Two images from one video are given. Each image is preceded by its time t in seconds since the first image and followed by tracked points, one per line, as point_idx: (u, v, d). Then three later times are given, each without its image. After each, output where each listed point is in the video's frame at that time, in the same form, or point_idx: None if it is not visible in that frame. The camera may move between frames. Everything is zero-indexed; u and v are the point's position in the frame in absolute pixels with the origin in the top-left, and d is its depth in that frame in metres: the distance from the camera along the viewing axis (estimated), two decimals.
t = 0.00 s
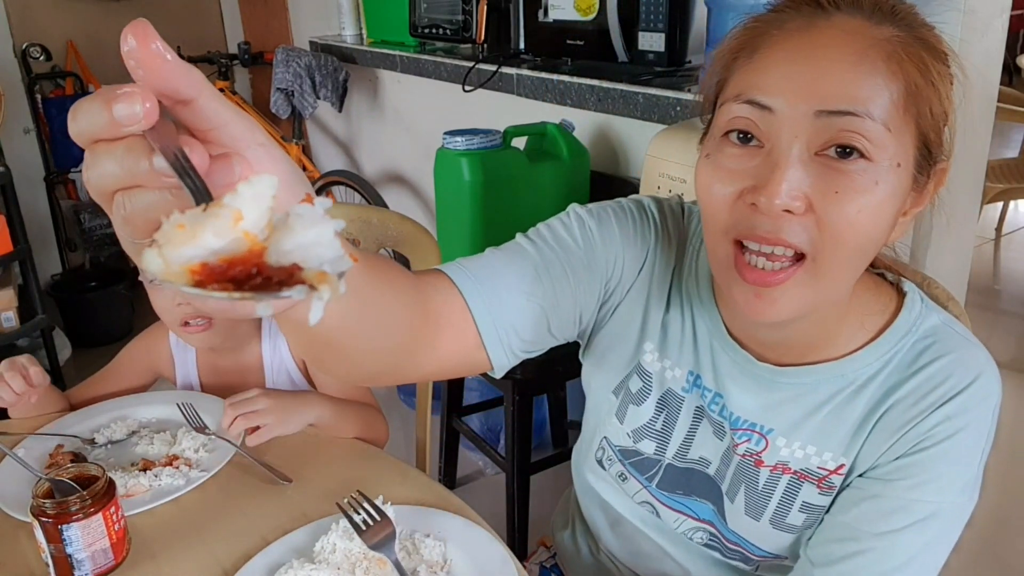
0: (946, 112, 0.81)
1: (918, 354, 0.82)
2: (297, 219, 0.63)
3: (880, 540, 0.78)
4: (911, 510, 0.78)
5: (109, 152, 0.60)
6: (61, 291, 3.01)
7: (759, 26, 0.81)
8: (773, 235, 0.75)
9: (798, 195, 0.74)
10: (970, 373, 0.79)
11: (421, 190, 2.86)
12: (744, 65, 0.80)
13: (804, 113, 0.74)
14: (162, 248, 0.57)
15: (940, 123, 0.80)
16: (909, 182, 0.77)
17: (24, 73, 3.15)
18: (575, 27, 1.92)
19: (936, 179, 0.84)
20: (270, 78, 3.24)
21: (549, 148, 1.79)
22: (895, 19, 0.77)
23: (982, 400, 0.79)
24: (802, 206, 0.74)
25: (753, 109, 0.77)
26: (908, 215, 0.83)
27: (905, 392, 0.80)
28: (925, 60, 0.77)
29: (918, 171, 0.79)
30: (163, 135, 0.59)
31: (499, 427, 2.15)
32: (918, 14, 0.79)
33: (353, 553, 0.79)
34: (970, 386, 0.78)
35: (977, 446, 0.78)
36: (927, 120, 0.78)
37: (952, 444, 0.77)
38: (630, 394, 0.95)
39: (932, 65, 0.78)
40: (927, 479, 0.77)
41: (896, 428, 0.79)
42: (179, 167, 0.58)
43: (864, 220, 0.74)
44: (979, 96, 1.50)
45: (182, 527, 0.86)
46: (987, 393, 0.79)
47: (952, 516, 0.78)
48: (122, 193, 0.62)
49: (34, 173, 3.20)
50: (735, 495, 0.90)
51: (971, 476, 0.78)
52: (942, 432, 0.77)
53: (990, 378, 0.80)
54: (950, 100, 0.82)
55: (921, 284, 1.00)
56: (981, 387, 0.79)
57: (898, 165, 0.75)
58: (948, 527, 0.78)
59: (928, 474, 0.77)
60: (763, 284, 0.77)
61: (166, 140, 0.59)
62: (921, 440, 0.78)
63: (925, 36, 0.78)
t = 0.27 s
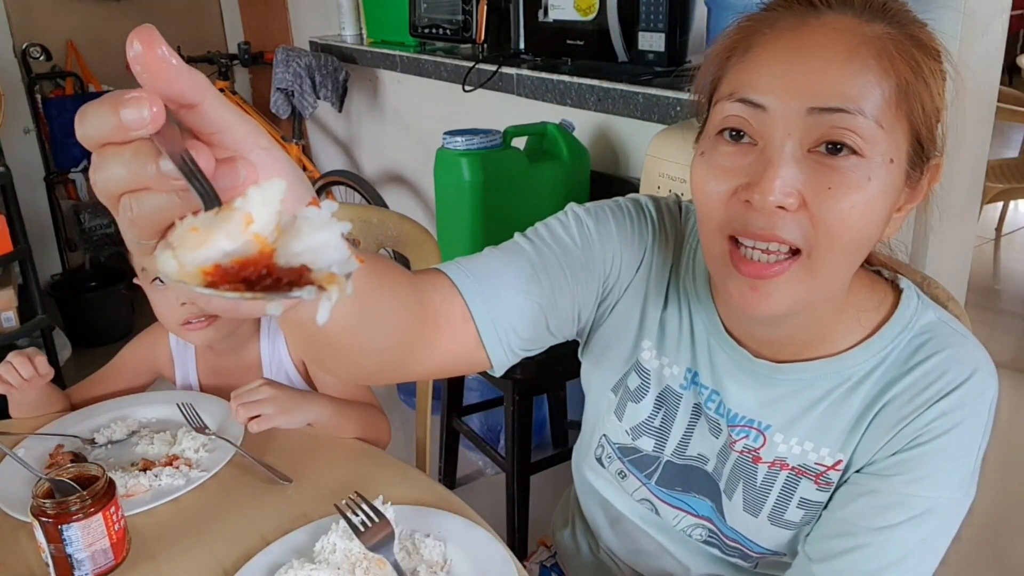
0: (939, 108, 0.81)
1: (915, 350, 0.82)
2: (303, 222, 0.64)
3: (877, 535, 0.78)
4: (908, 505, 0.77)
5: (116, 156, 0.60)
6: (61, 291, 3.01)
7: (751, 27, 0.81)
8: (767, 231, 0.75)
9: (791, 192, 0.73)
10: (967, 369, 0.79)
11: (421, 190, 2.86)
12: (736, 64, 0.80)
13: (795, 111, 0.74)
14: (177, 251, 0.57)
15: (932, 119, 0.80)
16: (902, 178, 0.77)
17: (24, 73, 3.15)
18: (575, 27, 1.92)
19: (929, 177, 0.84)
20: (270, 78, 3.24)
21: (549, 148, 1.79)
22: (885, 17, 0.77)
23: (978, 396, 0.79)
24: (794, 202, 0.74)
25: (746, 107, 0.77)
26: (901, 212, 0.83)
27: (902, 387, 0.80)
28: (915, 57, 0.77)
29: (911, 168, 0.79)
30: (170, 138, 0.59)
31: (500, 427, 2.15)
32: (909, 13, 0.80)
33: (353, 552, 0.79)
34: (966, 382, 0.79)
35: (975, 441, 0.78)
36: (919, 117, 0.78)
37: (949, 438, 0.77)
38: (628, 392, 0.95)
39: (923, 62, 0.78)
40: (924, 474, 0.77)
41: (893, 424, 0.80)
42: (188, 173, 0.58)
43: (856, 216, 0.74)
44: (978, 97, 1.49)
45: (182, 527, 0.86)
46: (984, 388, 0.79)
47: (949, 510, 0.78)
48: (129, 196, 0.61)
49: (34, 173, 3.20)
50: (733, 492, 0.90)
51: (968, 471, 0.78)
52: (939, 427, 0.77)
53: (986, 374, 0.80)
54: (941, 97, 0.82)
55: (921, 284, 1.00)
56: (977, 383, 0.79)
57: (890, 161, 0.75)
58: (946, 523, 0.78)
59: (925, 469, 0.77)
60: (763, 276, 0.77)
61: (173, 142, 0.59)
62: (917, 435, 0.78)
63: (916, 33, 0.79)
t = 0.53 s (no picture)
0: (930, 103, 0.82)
1: (910, 345, 0.82)
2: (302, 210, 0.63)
3: (873, 530, 0.78)
4: (904, 500, 0.77)
5: (117, 150, 0.61)
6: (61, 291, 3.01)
7: (742, 27, 0.82)
8: (758, 226, 0.75)
9: (781, 187, 0.73)
10: (962, 362, 0.79)
11: (421, 190, 2.86)
12: (727, 63, 0.80)
13: (785, 107, 0.74)
14: (179, 237, 0.58)
15: (922, 114, 0.80)
16: (892, 172, 0.77)
17: (24, 73, 3.15)
18: (575, 27, 1.92)
19: (920, 172, 0.85)
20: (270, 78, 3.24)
21: (549, 147, 1.79)
22: (873, 13, 0.78)
23: (974, 390, 0.79)
24: (785, 198, 0.74)
25: (737, 105, 0.77)
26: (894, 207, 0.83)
27: (897, 382, 0.80)
28: (904, 52, 0.78)
29: (902, 162, 0.79)
30: (169, 134, 0.60)
31: (500, 427, 2.15)
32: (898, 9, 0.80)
33: (353, 553, 0.78)
34: (961, 376, 0.78)
35: (970, 435, 0.78)
36: (910, 111, 0.79)
37: (942, 432, 0.77)
38: (625, 389, 0.95)
39: (912, 56, 0.78)
40: (918, 468, 0.77)
41: (889, 419, 0.79)
42: (184, 166, 0.58)
43: (847, 211, 0.74)
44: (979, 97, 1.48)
45: (182, 527, 0.86)
46: (979, 383, 0.79)
47: (945, 504, 0.78)
48: (129, 189, 0.62)
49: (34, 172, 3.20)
50: (731, 488, 0.90)
51: (964, 465, 0.78)
52: (934, 421, 0.77)
53: (981, 368, 0.80)
54: (931, 91, 0.82)
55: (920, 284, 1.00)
56: (973, 377, 0.79)
57: (881, 155, 0.75)
58: (942, 516, 0.78)
59: (921, 463, 0.77)
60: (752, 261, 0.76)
61: (171, 138, 0.60)
62: (913, 430, 0.78)
63: (905, 28, 0.79)
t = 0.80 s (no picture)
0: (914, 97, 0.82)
1: (901, 337, 0.82)
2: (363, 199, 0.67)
3: (868, 522, 0.78)
4: (898, 492, 0.78)
5: (159, 158, 0.61)
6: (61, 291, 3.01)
7: (728, 26, 0.82)
8: (744, 220, 0.75)
9: (767, 181, 0.73)
10: (952, 354, 0.80)
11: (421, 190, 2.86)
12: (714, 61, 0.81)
13: (770, 102, 0.74)
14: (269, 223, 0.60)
15: (906, 110, 0.81)
16: (877, 167, 0.78)
17: (24, 73, 3.15)
18: (575, 27, 1.92)
19: (906, 168, 0.85)
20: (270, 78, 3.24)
21: (549, 148, 1.79)
22: (856, 10, 0.78)
23: (965, 381, 0.79)
24: (771, 192, 0.74)
25: (723, 100, 0.77)
26: (879, 204, 0.84)
27: (888, 374, 0.80)
28: (887, 47, 0.78)
29: (887, 157, 0.79)
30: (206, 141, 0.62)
31: (499, 427, 2.15)
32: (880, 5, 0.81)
33: (354, 553, 0.79)
34: (951, 367, 0.79)
35: (962, 426, 0.78)
36: (894, 107, 0.79)
37: (934, 423, 0.77)
38: (617, 385, 0.95)
39: (895, 51, 0.79)
40: (910, 458, 0.77)
41: (881, 411, 0.80)
42: (235, 167, 0.59)
43: (832, 205, 0.74)
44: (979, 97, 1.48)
45: (182, 527, 0.86)
46: (970, 374, 0.79)
47: (939, 496, 0.78)
48: (168, 194, 0.62)
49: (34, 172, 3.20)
50: (727, 482, 0.89)
51: (957, 456, 0.78)
52: (925, 412, 0.78)
53: (971, 360, 0.80)
54: (915, 87, 0.83)
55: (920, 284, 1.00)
56: (963, 368, 0.79)
57: (865, 150, 0.76)
58: (937, 508, 0.78)
59: (914, 455, 0.77)
60: (740, 255, 0.76)
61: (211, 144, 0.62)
62: (905, 421, 0.78)
63: (888, 24, 0.80)
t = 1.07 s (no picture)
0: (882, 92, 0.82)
1: (882, 325, 0.83)
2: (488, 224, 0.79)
3: (857, 512, 0.77)
4: (885, 480, 0.76)
5: (257, 203, 0.68)
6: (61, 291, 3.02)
7: (702, 17, 0.83)
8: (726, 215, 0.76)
9: (727, 173, 0.74)
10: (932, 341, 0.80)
11: (421, 190, 2.86)
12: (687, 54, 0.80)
13: (731, 97, 0.75)
14: (438, 253, 0.73)
15: (874, 104, 0.80)
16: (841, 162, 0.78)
17: (24, 73, 3.15)
18: (575, 27, 1.92)
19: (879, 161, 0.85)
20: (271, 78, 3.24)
21: (549, 148, 1.79)
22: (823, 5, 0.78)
23: (946, 367, 0.79)
24: (732, 184, 0.74)
25: (690, 96, 0.77)
26: (851, 198, 0.84)
27: (869, 363, 0.81)
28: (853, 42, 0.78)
29: (853, 152, 0.79)
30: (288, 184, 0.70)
31: (499, 427, 2.15)
32: None
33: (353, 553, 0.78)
34: (933, 354, 0.79)
35: (946, 411, 0.78)
36: (860, 103, 0.79)
37: (917, 409, 0.77)
38: (602, 380, 0.98)
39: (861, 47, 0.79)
40: (895, 445, 0.77)
41: (864, 399, 0.80)
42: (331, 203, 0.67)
43: (795, 198, 0.75)
44: (981, 97, 1.48)
45: (181, 527, 0.86)
46: (952, 360, 0.79)
47: (929, 483, 0.76)
48: (262, 230, 0.69)
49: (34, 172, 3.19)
50: (716, 474, 0.90)
51: (944, 442, 0.77)
52: (907, 399, 0.77)
53: (953, 346, 0.80)
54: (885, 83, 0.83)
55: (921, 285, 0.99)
56: (945, 354, 0.79)
57: (829, 144, 0.76)
58: (928, 496, 0.76)
59: (899, 442, 0.77)
60: (699, 250, 0.77)
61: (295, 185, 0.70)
62: (887, 408, 0.78)
63: (856, 19, 0.80)
